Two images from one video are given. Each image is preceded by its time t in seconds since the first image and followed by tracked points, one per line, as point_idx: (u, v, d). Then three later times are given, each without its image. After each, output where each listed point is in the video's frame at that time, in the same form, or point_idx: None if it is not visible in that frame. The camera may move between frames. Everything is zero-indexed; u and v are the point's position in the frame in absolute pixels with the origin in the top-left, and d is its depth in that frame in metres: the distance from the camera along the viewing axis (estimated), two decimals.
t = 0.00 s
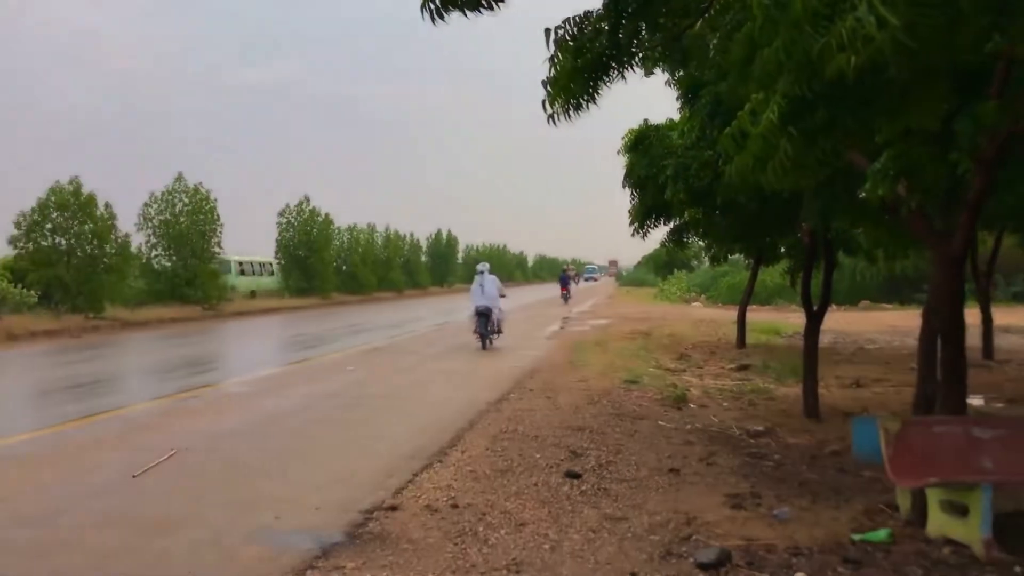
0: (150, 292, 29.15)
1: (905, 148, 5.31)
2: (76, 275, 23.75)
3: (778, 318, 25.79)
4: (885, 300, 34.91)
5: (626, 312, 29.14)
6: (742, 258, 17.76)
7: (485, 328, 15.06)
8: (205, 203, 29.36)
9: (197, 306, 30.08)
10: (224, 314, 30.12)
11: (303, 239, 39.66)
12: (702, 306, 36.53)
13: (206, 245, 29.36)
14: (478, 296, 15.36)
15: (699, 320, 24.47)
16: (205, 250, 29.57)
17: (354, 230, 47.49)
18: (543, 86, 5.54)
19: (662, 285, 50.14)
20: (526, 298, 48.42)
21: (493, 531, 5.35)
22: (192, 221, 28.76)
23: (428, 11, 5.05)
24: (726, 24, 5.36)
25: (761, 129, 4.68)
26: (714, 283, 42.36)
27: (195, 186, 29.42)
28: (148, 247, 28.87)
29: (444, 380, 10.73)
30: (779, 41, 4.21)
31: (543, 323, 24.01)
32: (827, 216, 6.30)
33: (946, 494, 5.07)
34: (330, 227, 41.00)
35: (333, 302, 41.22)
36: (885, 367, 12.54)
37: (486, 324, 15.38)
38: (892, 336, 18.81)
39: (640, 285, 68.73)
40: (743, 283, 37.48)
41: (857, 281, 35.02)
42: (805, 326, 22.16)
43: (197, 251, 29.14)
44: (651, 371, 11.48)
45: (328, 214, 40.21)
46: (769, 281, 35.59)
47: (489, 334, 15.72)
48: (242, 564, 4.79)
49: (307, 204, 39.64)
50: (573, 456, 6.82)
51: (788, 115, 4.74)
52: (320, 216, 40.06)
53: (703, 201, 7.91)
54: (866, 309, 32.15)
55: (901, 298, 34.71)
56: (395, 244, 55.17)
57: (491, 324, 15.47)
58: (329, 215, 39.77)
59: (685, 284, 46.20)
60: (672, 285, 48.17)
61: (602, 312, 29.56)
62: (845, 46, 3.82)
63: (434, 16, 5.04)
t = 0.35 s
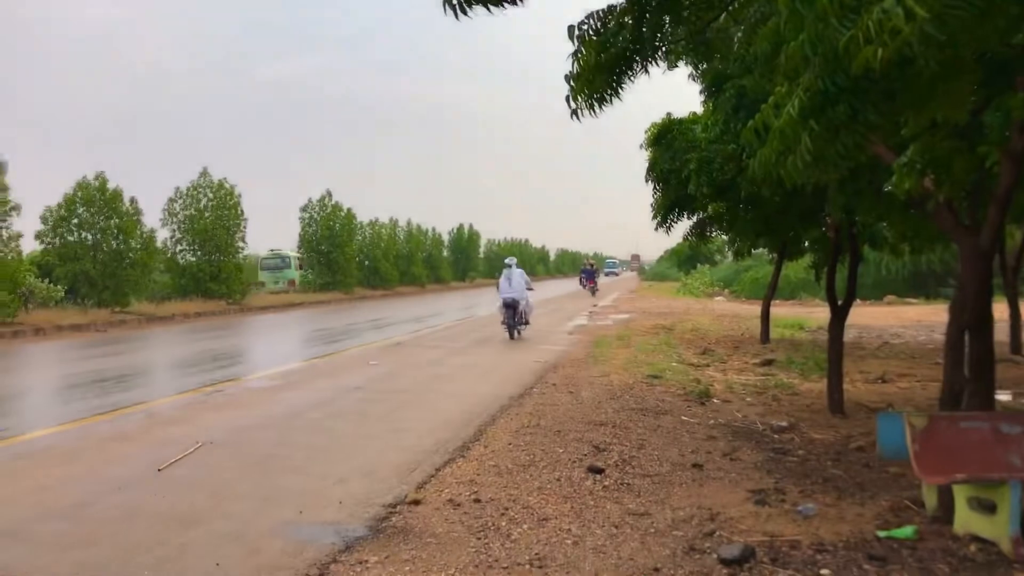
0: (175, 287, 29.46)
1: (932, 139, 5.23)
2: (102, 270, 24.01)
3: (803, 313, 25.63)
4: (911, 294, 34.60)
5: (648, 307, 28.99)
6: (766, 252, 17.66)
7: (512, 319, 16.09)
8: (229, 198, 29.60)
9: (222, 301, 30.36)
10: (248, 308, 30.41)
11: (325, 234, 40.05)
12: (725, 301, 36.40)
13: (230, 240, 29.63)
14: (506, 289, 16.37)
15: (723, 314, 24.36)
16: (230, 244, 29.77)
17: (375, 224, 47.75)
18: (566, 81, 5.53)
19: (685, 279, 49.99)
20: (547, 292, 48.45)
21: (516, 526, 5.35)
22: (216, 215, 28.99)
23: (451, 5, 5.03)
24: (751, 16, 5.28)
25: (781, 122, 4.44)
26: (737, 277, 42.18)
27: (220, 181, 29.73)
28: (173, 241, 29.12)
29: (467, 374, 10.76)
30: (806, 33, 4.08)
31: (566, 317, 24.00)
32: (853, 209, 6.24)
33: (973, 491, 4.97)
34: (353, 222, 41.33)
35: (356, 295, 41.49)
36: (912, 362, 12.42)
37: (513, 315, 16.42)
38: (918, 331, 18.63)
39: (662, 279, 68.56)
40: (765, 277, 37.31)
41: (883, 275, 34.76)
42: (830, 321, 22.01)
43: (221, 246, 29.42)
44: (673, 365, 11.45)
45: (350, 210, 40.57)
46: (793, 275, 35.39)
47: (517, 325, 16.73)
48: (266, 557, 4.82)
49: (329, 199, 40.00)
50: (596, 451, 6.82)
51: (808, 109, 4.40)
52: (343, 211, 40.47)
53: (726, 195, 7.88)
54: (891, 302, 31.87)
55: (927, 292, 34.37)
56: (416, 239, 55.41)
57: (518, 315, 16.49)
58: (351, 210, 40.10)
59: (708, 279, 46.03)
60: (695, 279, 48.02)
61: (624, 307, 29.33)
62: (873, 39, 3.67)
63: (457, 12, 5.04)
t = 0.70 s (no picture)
0: (198, 282, 29.74)
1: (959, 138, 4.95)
2: (127, 266, 24.24)
3: (826, 310, 25.49)
4: (936, 292, 34.31)
5: (668, 304, 28.32)
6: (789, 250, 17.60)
7: (539, 313, 17.23)
8: (253, 195, 29.88)
9: (245, 297, 30.59)
10: (271, 304, 30.66)
11: (347, 230, 40.40)
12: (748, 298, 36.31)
13: (253, 236, 29.92)
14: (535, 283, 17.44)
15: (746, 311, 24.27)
16: (253, 241, 30.01)
17: (397, 220, 47.98)
18: (589, 78, 5.49)
19: (707, 276, 49.87)
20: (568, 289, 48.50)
21: (538, 523, 5.33)
22: (239, 212, 29.30)
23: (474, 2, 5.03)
24: (775, 12, 5.19)
25: (802, 119, 4.12)
26: (760, 275, 42.04)
27: (243, 177, 30.01)
28: (197, 238, 29.39)
29: (489, 371, 10.78)
30: (833, 29, 3.88)
31: (586, 314, 24.01)
32: (878, 206, 6.17)
33: (1000, 491, 4.74)
34: (374, 218, 41.63)
35: (377, 292, 41.74)
36: (937, 361, 12.31)
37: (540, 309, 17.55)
38: (943, 329, 18.47)
39: (682, 276, 68.40)
40: (788, 275, 37.14)
41: (907, 273, 34.51)
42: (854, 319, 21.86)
43: (244, 243, 29.70)
44: (696, 363, 11.41)
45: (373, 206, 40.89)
46: (817, 272, 35.21)
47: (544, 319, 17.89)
48: (288, 552, 4.83)
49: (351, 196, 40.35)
50: (618, 449, 6.82)
51: (831, 105, 4.07)
52: (364, 207, 40.85)
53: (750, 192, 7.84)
54: (914, 300, 31.59)
55: (953, 290, 34.06)
56: (436, 236, 55.75)
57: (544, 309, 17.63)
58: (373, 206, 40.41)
59: (730, 276, 45.88)
60: (718, 277, 47.90)
61: (646, 305, 28.54)
62: (901, 35, 3.47)
63: (481, 8, 5.02)
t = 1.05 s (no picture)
0: (217, 279, 29.92)
1: (983, 137, 4.77)
2: (147, 262, 24.38)
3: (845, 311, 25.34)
4: (957, 293, 34.04)
5: (688, 305, 27.97)
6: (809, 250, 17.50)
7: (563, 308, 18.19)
8: (272, 191, 30.05)
9: (264, 294, 30.75)
10: (290, 300, 30.81)
11: (366, 228, 40.56)
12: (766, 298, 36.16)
13: (272, 233, 30.07)
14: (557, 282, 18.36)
15: (764, 312, 24.15)
16: (272, 238, 30.18)
17: (414, 219, 48.14)
18: (610, 76, 5.48)
19: (725, 276, 49.68)
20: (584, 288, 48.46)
21: (554, 522, 5.31)
22: (258, 209, 29.47)
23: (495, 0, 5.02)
24: (797, 10, 5.14)
25: (828, 120, 4.03)
26: (780, 275, 41.83)
27: (262, 174, 30.19)
28: (216, 234, 29.58)
29: (506, 369, 10.78)
30: (855, 27, 3.82)
31: (604, 314, 23.98)
32: (900, 207, 6.11)
33: None
34: (392, 216, 41.77)
35: (395, 289, 41.88)
36: (959, 363, 12.20)
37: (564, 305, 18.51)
38: (965, 331, 18.31)
39: (700, 275, 68.18)
40: (807, 275, 36.96)
41: (928, 275, 34.24)
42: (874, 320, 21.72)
43: (263, 239, 29.86)
44: (714, 363, 11.36)
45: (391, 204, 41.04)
46: (837, 273, 35.01)
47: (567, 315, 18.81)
48: (305, 549, 4.84)
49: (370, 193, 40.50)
50: (635, 449, 6.79)
51: (858, 105, 3.97)
52: (382, 205, 41.00)
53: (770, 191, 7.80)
54: (935, 302, 31.33)
55: (975, 292, 33.76)
56: (453, 234, 55.81)
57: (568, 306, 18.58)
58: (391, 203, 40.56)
59: (749, 276, 45.70)
60: (736, 276, 47.72)
61: (664, 305, 28.16)
62: (928, 33, 3.41)
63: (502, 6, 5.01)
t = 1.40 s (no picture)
0: (230, 276, 30.07)
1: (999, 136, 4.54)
2: (160, 258, 24.50)
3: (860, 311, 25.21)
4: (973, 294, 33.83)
5: (701, 304, 27.82)
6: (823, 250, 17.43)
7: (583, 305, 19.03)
8: (285, 188, 30.18)
9: (276, 290, 30.86)
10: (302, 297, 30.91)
11: (378, 225, 40.70)
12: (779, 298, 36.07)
13: (285, 230, 30.18)
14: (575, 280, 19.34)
15: (778, 312, 24.07)
16: (285, 235, 30.28)
17: (427, 216, 48.25)
18: (623, 74, 5.47)
19: (738, 275, 49.55)
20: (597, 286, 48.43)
21: (565, 521, 5.29)
22: (271, 206, 29.59)
23: None
24: (812, 9, 5.09)
25: (845, 118, 3.98)
26: (794, 275, 41.70)
27: (276, 172, 30.33)
28: (230, 231, 29.72)
29: (518, 368, 10.79)
30: (872, 25, 3.78)
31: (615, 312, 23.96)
32: (915, 207, 6.06)
33: None
34: (405, 214, 41.92)
35: (407, 287, 42.02)
36: (974, 364, 12.12)
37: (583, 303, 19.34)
38: (980, 332, 18.20)
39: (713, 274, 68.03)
40: (821, 274, 36.80)
41: (944, 275, 34.03)
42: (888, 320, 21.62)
43: (276, 236, 29.98)
44: (726, 363, 11.33)
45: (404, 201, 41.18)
46: (851, 273, 34.88)
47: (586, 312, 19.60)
48: (316, 545, 4.85)
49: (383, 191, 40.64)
50: (647, 449, 6.78)
51: (874, 105, 3.94)
52: (395, 202, 41.14)
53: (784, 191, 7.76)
54: (950, 302, 31.12)
55: (991, 293, 33.54)
56: (466, 231, 55.90)
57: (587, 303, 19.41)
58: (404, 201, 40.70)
59: (762, 276, 45.58)
60: (749, 275, 47.61)
61: (677, 305, 27.76)
62: (945, 31, 3.36)
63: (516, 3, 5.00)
